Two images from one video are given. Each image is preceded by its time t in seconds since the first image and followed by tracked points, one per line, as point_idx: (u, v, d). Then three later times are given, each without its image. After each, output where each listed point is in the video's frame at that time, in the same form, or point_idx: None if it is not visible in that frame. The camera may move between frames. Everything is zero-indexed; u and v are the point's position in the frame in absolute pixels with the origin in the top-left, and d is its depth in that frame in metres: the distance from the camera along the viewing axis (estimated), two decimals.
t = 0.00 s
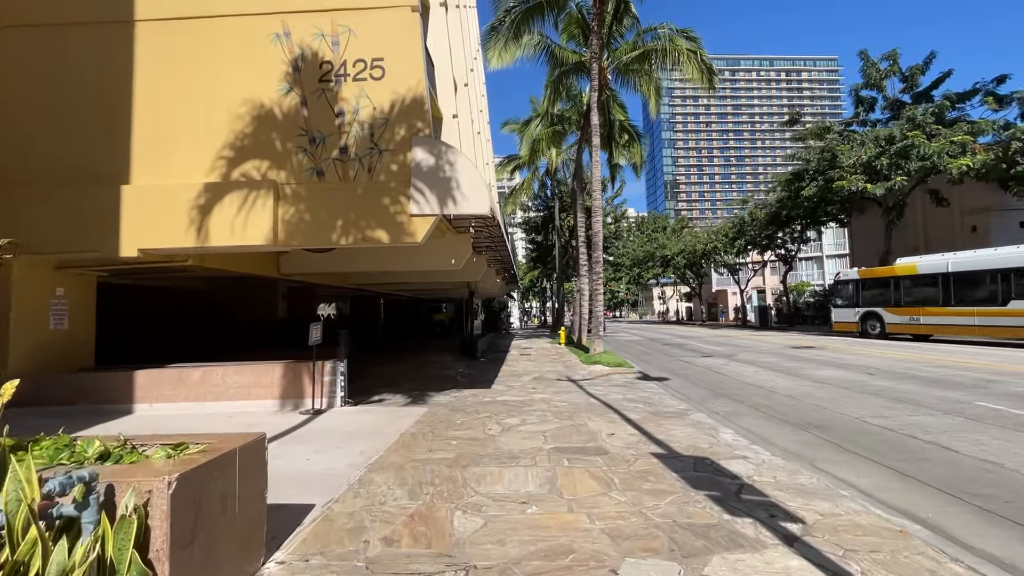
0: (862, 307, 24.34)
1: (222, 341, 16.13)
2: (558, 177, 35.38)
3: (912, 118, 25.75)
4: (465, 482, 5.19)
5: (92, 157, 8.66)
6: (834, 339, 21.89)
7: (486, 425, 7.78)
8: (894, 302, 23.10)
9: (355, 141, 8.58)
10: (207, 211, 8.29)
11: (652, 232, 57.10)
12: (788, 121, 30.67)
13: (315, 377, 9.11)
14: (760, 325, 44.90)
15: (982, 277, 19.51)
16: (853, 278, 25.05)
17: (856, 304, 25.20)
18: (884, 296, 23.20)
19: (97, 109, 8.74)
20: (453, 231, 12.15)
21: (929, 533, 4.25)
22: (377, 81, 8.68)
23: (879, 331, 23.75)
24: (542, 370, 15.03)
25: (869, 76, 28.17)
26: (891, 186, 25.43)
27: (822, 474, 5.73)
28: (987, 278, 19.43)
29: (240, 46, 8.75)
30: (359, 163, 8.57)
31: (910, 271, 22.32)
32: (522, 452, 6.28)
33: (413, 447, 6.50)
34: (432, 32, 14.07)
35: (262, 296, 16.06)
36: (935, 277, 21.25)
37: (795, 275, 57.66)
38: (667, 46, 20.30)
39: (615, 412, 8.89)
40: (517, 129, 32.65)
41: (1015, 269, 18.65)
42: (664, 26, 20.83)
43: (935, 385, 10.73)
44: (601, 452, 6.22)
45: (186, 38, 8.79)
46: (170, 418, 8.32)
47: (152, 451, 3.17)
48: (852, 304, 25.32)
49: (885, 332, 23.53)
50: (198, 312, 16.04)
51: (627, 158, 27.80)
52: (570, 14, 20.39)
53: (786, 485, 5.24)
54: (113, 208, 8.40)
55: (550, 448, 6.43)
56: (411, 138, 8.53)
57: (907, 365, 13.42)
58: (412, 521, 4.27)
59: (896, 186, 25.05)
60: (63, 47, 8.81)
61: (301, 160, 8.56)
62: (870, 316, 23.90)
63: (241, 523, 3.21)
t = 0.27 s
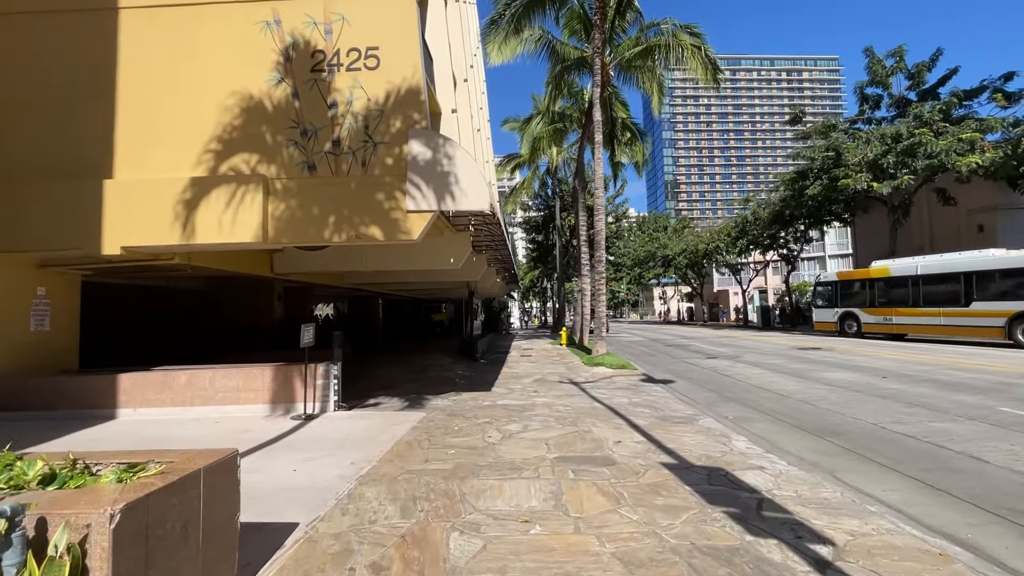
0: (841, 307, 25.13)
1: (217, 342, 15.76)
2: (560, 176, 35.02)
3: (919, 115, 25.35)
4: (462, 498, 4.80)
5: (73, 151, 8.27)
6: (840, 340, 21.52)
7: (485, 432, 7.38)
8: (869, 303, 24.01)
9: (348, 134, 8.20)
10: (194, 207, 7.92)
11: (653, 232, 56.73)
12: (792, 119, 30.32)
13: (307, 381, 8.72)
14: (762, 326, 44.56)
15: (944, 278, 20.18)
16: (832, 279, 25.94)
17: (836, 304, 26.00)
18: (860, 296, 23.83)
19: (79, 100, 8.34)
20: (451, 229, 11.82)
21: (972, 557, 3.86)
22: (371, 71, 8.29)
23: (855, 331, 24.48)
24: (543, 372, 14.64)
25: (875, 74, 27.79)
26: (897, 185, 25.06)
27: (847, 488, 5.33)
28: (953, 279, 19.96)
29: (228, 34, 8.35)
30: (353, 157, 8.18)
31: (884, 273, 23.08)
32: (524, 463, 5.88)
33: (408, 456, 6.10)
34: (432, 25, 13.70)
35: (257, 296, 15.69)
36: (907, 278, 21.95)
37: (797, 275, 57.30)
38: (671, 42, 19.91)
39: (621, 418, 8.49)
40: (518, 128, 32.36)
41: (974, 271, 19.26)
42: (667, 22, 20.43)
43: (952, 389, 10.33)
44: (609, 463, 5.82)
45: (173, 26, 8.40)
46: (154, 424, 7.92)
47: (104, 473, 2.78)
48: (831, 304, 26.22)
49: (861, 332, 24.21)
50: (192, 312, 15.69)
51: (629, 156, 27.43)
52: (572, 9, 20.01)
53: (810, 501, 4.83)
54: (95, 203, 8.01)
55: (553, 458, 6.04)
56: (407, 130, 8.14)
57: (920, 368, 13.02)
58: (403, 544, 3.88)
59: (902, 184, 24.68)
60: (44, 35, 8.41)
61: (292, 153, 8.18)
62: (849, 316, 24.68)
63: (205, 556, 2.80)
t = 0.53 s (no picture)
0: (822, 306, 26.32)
1: (212, 342, 15.40)
2: (561, 175, 34.70)
3: (926, 111, 24.97)
4: (463, 512, 4.42)
5: (56, 141, 7.89)
6: (846, 340, 21.14)
7: (487, 437, 7.01)
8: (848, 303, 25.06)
9: (344, 124, 7.83)
10: (182, 200, 7.56)
11: (655, 231, 56.35)
12: (796, 117, 29.97)
13: (301, 383, 8.35)
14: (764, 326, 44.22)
15: (915, 281, 21.23)
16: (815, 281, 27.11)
17: (819, 304, 27.11)
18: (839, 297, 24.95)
19: (61, 89, 7.96)
20: (449, 225, 11.49)
21: None
22: (368, 58, 7.91)
23: (834, 329, 25.55)
24: (546, 373, 14.26)
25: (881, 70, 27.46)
26: (904, 183, 24.69)
27: (876, 500, 4.96)
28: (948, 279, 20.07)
29: (218, 19, 7.97)
30: (349, 148, 7.81)
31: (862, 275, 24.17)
32: (530, 472, 5.50)
33: (406, 465, 5.72)
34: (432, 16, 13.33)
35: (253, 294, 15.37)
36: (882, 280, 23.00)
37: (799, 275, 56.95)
38: (675, 37, 19.53)
39: (629, 422, 8.10)
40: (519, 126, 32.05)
41: (942, 273, 20.27)
42: (672, 16, 20.03)
43: (972, 391, 9.95)
44: (620, 473, 5.44)
45: (160, 10, 8.00)
46: (140, 428, 7.54)
47: (50, 494, 2.41)
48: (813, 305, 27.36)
49: (840, 331, 25.25)
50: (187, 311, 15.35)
51: (632, 154, 27.07)
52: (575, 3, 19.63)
53: (841, 517, 4.45)
54: (78, 197, 7.64)
55: (561, 467, 5.66)
56: (405, 120, 7.77)
57: (936, 369, 12.62)
58: (398, 567, 3.52)
59: (909, 182, 24.32)
60: (24, 21, 8.01)
61: (285, 144, 7.80)
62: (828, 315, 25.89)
63: None
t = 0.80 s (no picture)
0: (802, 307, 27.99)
1: (206, 343, 15.06)
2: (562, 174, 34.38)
3: (933, 109, 24.59)
4: (461, 535, 4.07)
5: (35, 136, 7.53)
6: (853, 341, 20.79)
7: (487, 447, 6.65)
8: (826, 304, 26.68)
9: (337, 118, 7.47)
10: (166, 197, 7.18)
11: (656, 231, 55.92)
12: (800, 115, 29.61)
13: (292, 388, 8.00)
14: (767, 326, 43.84)
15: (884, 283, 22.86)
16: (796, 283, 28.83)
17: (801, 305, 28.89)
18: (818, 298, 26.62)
19: (40, 81, 7.59)
20: (447, 224, 11.17)
21: None
22: (362, 49, 7.55)
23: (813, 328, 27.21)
24: (547, 375, 13.92)
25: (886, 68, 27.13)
26: (910, 181, 24.31)
27: (906, 518, 4.61)
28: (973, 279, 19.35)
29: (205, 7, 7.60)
30: (342, 143, 7.44)
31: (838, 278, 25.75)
32: (533, 486, 5.14)
33: (400, 478, 5.37)
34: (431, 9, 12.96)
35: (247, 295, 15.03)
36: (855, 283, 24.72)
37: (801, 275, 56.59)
38: (679, 32, 19.13)
39: (636, 429, 7.74)
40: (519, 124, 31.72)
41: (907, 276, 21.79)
42: (675, 11, 19.64)
43: (989, 396, 9.60)
44: (630, 488, 5.08)
45: None
46: (122, 436, 7.19)
47: None
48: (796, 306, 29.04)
49: (819, 330, 26.82)
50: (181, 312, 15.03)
51: (634, 152, 26.71)
52: None
53: (872, 539, 4.09)
54: (57, 193, 7.27)
55: (566, 480, 5.32)
56: (401, 113, 7.41)
57: (949, 372, 12.27)
58: None
59: (915, 181, 23.95)
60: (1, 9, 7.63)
61: (275, 139, 7.43)
62: (808, 315, 27.63)
63: None
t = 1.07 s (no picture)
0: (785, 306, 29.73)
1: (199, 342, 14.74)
2: (562, 172, 34.10)
3: (939, 105, 24.26)
4: (453, 551, 3.75)
5: (10, 125, 7.18)
6: (857, 341, 20.49)
7: (484, 452, 6.31)
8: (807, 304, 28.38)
9: (327, 106, 7.13)
10: (147, 188, 6.83)
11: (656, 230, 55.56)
12: (803, 112, 29.29)
13: (280, 390, 7.66)
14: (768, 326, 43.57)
15: (856, 285, 24.52)
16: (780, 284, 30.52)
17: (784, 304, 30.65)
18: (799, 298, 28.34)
19: (15, 67, 7.23)
20: (444, 220, 10.87)
21: None
22: (353, 34, 7.21)
23: (794, 326, 28.99)
24: (547, 375, 13.60)
25: (890, 64, 26.79)
26: (915, 179, 23.97)
27: (934, 531, 4.28)
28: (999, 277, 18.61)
29: None
30: (332, 132, 7.10)
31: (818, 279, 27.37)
32: (532, 496, 4.79)
33: (390, 486, 5.04)
34: None
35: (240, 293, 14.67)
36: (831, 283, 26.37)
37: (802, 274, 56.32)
38: (681, 25, 18.75)
39: (640, 433, 7.39)
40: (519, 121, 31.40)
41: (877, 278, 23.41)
42: (678, 5, 19.27)
43: (1004, 397, 9.28)
44: (636, 497, 4.74)
45: None
46: (101, 440, 6.83)
47: None
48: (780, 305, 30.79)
49: (800, 328, 28.48)
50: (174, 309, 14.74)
51: (635, 149, 26.37)
52: None
53: (900, 556, 3.76)
54: (32, 184, 6.91)
55: (567, 488, 4.99)
56: (393, 101, 7.08)
57: (960, 373, 11.94)
58: None
59: (920, 178, 23.61)
60: None
61: (261, 128, 7.08)
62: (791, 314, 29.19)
63: None
